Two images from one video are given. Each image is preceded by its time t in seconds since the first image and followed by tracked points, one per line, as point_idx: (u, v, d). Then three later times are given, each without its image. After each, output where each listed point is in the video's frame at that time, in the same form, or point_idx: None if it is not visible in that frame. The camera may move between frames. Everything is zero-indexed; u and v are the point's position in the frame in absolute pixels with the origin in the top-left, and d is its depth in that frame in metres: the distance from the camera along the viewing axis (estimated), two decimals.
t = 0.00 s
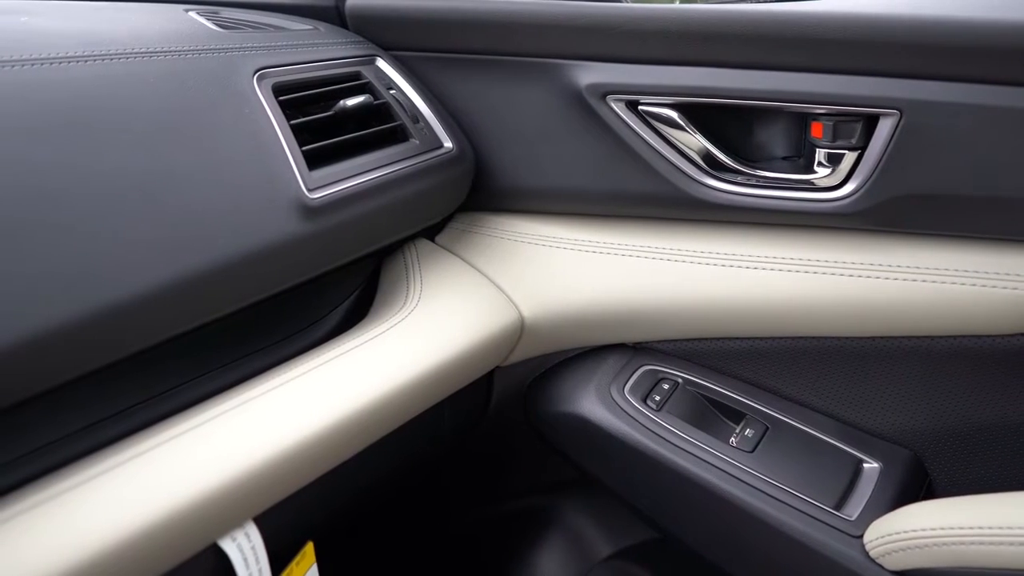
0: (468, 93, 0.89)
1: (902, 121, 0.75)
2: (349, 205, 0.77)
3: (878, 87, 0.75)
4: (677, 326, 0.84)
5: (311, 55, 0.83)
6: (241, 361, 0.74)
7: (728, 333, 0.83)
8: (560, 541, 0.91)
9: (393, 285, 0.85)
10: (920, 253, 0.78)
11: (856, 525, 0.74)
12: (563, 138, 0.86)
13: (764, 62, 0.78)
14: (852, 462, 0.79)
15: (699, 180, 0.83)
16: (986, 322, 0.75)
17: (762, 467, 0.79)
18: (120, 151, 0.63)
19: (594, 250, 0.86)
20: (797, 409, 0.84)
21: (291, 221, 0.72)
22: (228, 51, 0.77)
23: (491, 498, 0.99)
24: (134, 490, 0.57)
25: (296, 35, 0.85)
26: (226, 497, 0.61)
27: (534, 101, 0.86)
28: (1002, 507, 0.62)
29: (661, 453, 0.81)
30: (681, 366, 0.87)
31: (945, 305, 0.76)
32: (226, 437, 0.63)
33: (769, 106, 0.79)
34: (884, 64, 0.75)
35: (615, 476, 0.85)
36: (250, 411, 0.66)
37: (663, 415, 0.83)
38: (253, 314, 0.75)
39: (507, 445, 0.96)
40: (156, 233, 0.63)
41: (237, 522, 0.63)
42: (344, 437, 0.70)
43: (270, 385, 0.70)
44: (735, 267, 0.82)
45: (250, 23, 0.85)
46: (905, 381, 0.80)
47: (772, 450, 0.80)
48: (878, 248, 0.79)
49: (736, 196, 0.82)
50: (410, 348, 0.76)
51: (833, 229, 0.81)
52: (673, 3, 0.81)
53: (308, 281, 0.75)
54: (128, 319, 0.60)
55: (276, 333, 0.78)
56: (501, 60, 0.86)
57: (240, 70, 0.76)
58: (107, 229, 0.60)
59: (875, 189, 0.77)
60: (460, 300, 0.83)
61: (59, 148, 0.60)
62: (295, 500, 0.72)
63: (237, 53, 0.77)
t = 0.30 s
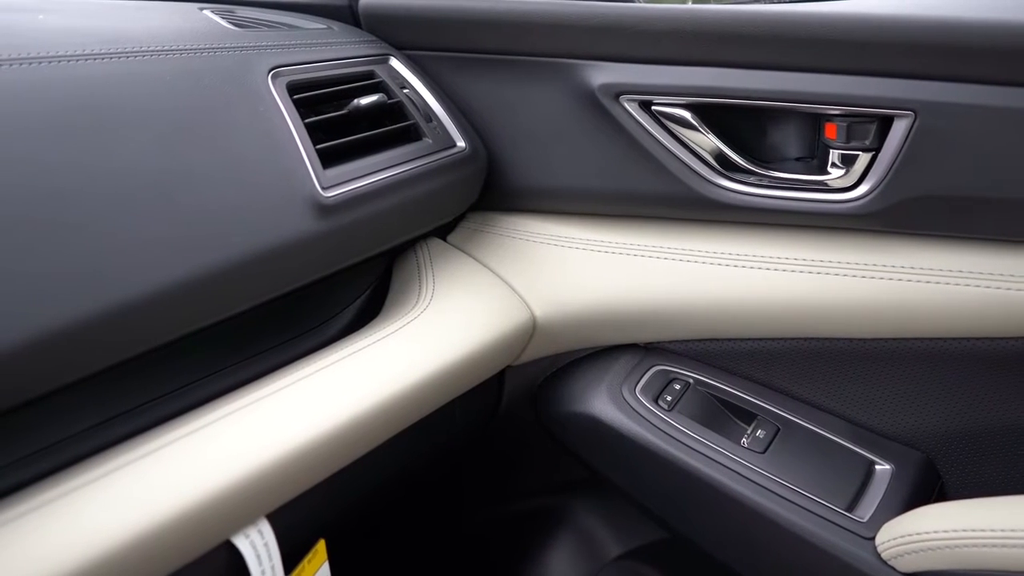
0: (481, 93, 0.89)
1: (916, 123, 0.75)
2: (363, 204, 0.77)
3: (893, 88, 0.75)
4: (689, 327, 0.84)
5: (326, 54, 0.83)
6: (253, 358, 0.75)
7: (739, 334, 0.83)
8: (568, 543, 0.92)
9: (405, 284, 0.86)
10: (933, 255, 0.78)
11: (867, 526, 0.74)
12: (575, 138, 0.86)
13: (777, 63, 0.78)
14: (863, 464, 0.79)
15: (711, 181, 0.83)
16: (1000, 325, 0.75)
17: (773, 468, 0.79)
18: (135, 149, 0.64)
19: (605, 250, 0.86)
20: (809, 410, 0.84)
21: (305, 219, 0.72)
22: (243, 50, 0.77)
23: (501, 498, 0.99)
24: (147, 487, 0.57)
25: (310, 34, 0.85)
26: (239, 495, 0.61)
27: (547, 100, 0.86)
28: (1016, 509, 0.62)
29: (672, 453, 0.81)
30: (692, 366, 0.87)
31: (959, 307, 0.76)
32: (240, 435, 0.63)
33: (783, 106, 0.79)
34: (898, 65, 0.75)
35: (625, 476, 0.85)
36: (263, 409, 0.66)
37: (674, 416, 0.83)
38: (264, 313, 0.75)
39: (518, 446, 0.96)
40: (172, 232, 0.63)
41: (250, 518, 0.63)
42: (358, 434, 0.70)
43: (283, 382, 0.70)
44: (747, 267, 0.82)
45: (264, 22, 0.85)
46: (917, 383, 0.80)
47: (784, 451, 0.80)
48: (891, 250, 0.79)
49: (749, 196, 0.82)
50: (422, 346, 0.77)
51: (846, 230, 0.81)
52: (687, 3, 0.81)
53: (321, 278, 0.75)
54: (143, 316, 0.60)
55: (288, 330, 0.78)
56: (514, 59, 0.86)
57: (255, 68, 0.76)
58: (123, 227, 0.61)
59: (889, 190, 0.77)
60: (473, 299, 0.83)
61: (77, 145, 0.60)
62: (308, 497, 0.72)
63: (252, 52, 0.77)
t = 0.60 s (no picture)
0: (495, 88, 0.89)
1: (933, 121, 0.75)
2: (377, 199, 0.77)
3: (910, 86, 0.75)
4: (702, 324, 0.84)
5: (340, 48, 0.83)
6: (266, 352, 0.75)
7: (752, 331, 0.83)
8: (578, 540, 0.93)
9: (418, 279, 0.85)
10: (949, 253, 0.77)
11: (880, 525, 0.74)
12: (589, 134, 0.86)
13: (793, 60, 0.78)
14: (877, 463, 0.79)
15: (726, 178, 0.83)
16: (1016, 324, 0.74)
17: (786, 467, 0.79)
18: (151, 141, 0.64)
19: (619, 247, 0.86)
20: (822, 408, 0.83)
21: (319, 213, 0.72)
22: (259, 44, 0.77)
23: (512, 494, 0.99)
24: (162, 480, 0.57)
25: (325, 28, 0.85)
26: (252, 488, 0.61)
27: (562, 96, 0.86)
28: None
29: (685, 451, 0.80)
30: (705, 364, 0.87)
31: (974, 306, 0.75)
32: (255, 428, 0.63)
33: (799, 103, 0.79)
34: (916, 63, 0.75)
35: (637, 473, 0.85)
36: (277, 402, 0.66)
37: (687, 413, 0.83)
38: (278, 307, 0.75)
39: (529, 442, 0.96)
40: (189, 225, 0.64)
41: (264, 512, 0.63)
42: (371, 429, 0.70)
43: (297, 376, 0.70)
44: (761, 265, 0.82)
45: (279, 16, 0.85)
46: (931, 382, 0.80)
47: (797, 449, 0.80)
48: (906, 248, 0.79)
49: (763, 194, 0.82)
50: (434, 341, 0.76)
51: (860, 229, 0.81)
52: None
53: (335, 273, 0.75)
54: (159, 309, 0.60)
55: (301, 325, 0.78)
56: (529, 55, 0.86)
57: (271, 62, 0.76)
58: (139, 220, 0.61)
59: (904, 189, 0.77)
60: (486, 295, 0.83)
61: (94, 137, 0.60)
62: (321, 491, 0.72)
63: (268, 46, 0.77)
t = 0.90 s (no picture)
0: (508, 87, 0.89)
1: (949, 121, 0.74)
2: (391, 196, 0.77)
3: (925, 86, 0.75)
4: (714, 324, 0.84)
5: (354, 46, 0.83)
6: (280, 349, 0.75)
7: (764, 331, 0.83)
8: (590, 538, 0.92)
9: (431, 277, 0.86)
10: (962, 254, 0.77)
11: (893, 526, 0.74)
12: (602, 133, 0.86)
13: (808, 59, 0.78)
14: (889, 464, 0.79)
15: (739, 177, 0.83)
16: None
17: (798, 467, 0.79)
18: (167, 138, 0.64)
19: (631, 246, 0.86)
20: (835, 409, 0.83)
21: (334, 211, 0.72)
22: (274, 42, 0.77)
23: (523, 492, 0.99)
24: (176, 476, 0.58)
25: (338, 26, 0.85)
26: (266, 484, 0.61)
27: (575, 94, 0.86)
28: None
29: (697, 450, 0.80)
30: (717, 363, 0.87)
31: (988, 307, 0.75)
32: (270, 425, 0.64)
33: (813, 103, 0.79)
34: (931, 63, 0.75)
35: (648, 472, 0.85)
36: (292, 399, 0.66)
37: (699, 413, 0.83)
38: (291, 304, 0.76)
39: (540, 441, 0.97)
40: (205, 222, 0.64)
41: (278, 508, 0.64)
42: (385, 426, 0.70)
43: (312, 373, 0.70)
44: (774, 265, 0.82)
45: (293, 14, 0.85)
46: (945, 383, 0.79)
47: (809, 450, 0.80)
48: (920, 249, 0.79)
49: (776, 193, 0.82)
50: (447, 339, 0.76)
51: (874, 229, 0.81)
52: None
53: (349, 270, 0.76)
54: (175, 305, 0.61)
55: (315, 322, 0.79)
56: (542, 54, 0.86)
57: (285, 60, 0.76)
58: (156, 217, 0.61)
59: (918, 189, 0.77)
60: (498, 293, 0.83)
61: (111, 134, 0.61)
62: (335, 488, 0.73)
63: (282, 43, 0.77)
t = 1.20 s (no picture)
0: (531, 83, 0.89)
1: (977, 119, 0.74)
2: (415, 191, 0.77)
3: (953, 83, 0.75)
4: (735, 322, 0.84)
5: (378, 41, 0.83)
6: (304, 343, 0.75)
7: (787, 329, 0.83)
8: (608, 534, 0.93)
9: (453, 273, 0.86)
10: (988, 253, 0.77)
11: (917, 526, 0.73)
12: (625, 130, 0.86)
13: (834, 56, 0.78)
14: (913, 465, 0.78)
15: (764, 175, 0.83)
16: None
17: (820, 466, 0.78)
18: (195, 131, 0.64)
19: (653, 244, 0.86)
20: (858, 408, 0.83)
21: (359, 205, 0.73)
22: (299, 36, 0.77)
23: (542, 489, 0.99)
24: (203, 466, 0.58)
25: (362, 21, 0.85)
26: (291, 476, 0.61)
27: (599, 91, 0.86)
28: None
29: (719, 448, 0.80)
30: (739, 362, 0.86)
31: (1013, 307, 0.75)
32: (296, 417, 0.64)
33: (840, 100, 0.79)
34: (960, 60, 0.74)
35: (669, 470, 0.85)
36: (317, 392, 0.66)
37: (721, 411, 0.83)
38: (316, 298, 0.76)
39: (559, 438, 0.97)
40: (231, 215, 0.64)
41: (302, 500, 0.64)
42: (409, 420, 0.70)
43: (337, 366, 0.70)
44: (797, 263, 0.82)
45: (317, 9, 0.86)
46: (971, 383, 0.79)
47: (832, 449, 0.79)
48: (945, 248, 0.79)
49: (801, 191, 0.82)
50: (470, 335, 0.76)
51: (899, 227, 0.81)
52: None
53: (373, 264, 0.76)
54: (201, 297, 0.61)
55: (338, 316, 0.79)
56: (566, 50, 0.86)
57: (311, 54, 0.76)
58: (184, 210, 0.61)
59: (944, 188, 0.77)
60: (521, 289, 0.83)
61: (139, 127, 0.61)
62: (358, 482, 0.73)
63: (308, 38, 0.78)
